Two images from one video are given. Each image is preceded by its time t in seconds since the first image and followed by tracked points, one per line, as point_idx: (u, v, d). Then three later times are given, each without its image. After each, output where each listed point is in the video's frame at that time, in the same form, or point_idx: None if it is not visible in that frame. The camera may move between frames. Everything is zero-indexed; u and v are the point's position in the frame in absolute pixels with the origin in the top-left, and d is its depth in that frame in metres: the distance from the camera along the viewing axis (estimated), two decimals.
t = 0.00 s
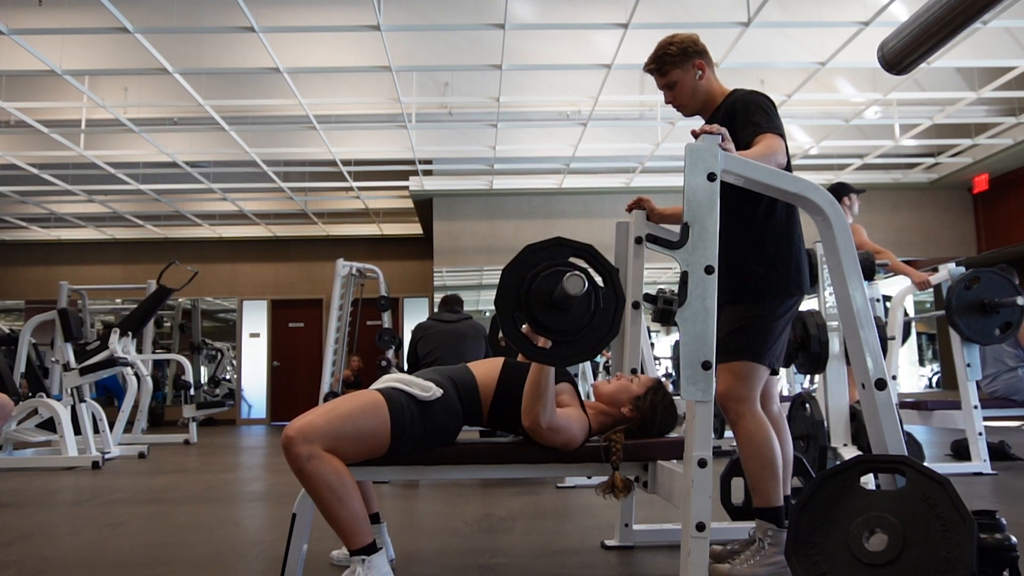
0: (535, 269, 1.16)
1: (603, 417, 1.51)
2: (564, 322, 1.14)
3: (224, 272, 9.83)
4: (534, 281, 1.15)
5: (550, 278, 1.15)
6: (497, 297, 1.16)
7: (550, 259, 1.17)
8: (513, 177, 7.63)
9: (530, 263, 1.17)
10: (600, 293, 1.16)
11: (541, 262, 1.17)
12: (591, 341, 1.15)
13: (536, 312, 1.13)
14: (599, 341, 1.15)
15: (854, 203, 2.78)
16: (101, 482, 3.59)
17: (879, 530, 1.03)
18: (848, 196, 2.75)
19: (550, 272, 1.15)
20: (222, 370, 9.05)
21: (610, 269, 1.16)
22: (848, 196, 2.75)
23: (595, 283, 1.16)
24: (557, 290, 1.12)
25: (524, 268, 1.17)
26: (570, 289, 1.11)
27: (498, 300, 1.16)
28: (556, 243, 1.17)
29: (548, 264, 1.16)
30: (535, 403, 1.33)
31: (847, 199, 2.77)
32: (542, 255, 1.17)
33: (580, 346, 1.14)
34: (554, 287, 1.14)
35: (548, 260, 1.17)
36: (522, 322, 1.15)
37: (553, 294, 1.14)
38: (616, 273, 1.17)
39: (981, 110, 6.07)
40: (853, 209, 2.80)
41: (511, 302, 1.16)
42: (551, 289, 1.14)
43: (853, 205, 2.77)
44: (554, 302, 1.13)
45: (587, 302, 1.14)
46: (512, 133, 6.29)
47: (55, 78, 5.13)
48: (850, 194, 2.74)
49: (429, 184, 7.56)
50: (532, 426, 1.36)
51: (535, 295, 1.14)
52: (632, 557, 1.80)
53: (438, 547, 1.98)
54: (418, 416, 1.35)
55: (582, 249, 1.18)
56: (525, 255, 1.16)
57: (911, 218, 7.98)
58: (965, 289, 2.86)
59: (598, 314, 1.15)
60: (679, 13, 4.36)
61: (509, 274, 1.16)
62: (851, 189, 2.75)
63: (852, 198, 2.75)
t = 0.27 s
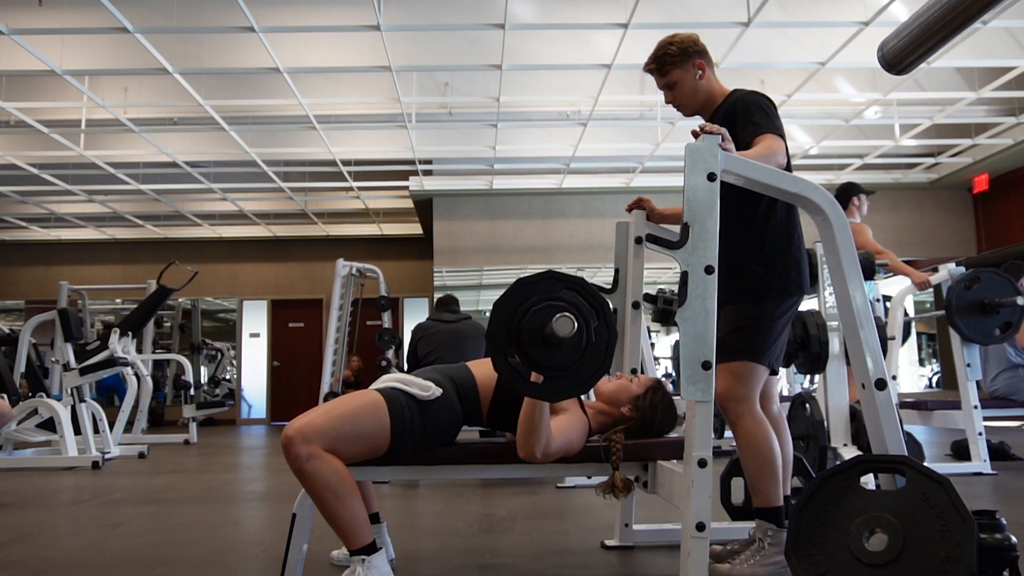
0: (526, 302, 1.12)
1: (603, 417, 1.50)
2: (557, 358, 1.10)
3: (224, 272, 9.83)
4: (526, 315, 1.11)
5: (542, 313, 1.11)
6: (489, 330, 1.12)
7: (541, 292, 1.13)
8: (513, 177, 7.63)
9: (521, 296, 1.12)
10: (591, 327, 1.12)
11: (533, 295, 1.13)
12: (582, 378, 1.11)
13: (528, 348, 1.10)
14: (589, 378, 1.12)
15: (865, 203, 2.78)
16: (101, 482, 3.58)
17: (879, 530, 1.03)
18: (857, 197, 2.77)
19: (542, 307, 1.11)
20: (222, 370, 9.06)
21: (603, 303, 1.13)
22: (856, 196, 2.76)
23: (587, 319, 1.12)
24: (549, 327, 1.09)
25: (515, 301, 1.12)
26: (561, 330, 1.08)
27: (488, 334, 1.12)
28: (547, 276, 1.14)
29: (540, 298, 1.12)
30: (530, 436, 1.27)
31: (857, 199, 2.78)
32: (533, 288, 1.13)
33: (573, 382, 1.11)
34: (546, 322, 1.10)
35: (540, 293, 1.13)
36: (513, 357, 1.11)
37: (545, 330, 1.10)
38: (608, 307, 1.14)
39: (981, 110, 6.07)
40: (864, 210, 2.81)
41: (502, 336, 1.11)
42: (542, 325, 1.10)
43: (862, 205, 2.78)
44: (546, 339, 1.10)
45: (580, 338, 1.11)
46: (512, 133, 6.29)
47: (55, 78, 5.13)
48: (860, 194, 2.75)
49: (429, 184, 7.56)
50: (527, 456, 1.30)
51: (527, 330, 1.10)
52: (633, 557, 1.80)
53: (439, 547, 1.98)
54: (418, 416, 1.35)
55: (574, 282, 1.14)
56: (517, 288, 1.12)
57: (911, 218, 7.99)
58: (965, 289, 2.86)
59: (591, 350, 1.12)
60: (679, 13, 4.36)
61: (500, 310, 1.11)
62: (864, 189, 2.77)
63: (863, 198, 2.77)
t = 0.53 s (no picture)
0: (518, 323, 1.12)
1: (603, 417, 1.50)
2: (548, 380, 1.10)
3: (224, 272, 9.84)
4: (516, 337, 1.11)
5: (531, 336, 1.10)
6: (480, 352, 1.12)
7: (531, 314, 1.12)
8: (513, 177, 7.63)
9: (511, 318, 1.12)
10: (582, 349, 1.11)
11: (524, 316, 1.12)
12: (576, 398, 1.11)
13: (519, 371, 1.10)
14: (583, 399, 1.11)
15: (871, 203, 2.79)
16: (101, 482, 3.58)
17: (879, 530, 1.03)
18: (864, 196, 2.78)
19: (531, 329, 1.11)
20: (222, 370, 9.05)
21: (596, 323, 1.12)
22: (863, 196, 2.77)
23: (579, 340, 1.11)
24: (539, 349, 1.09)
25: (506, 323, 1.12)
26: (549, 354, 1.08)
27: (481, 357, 1.12)
28: (537, 296, 1.13)
29: (530, 319, 1.11)
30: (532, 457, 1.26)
31: (863, 199, 2.78)
32: (523, 309, 1.12)
33: (566, 403, 1.11)
34: (535, 346, 1.09)
35: (530, 315, 1.12)
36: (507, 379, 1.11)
37: (535, 352, 1.10)
38: (602, 326, 1.13)
39: (981, 110, 6.07)
40: (870, 211, 2.80)
41: (493, 358, 1.11)
42: (533, 348, 1.10)
43: (869, 204, 2.79)
44: (537, 360, 1.09)
45: (570, 359, 1.10)
46: (512, 133, 6.29)
47: (55, 78, 5.13)
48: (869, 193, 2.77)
49: (429, 184, 7.56)
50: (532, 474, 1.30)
51: (518, 352, 1.10)
52: (633, 557, 1.80)
53: (439, 547, 1.98)
54: (417, 416, 1.35)
55: (565, 301, 1.13)
56: (506, 310, 1.11)
57: (911, 218, 7.98)
58: (965, 289, 2.86)
59: (582, 371, 1.11)
60: (679, 13, 4.36)
61: (490, 332, 1.11)
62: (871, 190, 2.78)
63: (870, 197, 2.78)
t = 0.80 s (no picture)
0: (511, 304, 1.13)
1: (603, 417, 1.50)
2: (545, 356, 1.11)
3: (224, 272, 9.83)
4: (511, 317, 1.12)
5: (525, 314, 1.11)
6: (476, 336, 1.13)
7: (523, 293, 1.13)
8: (513, 177, 7.63)
9: (504, 298, 1.13)
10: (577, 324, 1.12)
11: (517, 297, 1.13)
12: (574, 372, 1.12)
13: (515, 350, 1.11)
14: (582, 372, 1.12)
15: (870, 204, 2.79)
16: (101, 482, 3.58)
17: (878, 530, 1.03)
18: (864, 198, 2.78)
19: (525, 307, 1.12)
20: (222, 370, 9.06)
21: (589, 298, 1.14)
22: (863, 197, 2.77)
23: (573, 315, 1.12)
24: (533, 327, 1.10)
25: (499, 305, 1.13)
26: (544, 330, 1.09)
27: (476, 340, 1.13)
28: (528, 275, 1.14)
29: (524, 299, 1.13)
30: (538, 436, 1.27)
31: (863, 200, 2.79)
32: (516, 290, 1.14)
33: (565, 378, 1.12)
34: (530, 323, 1.10)
35: (523, 294, 1.13)
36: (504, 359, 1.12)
37: (530, 330, 1.11)
38: (596, 301, 1.14)
39: (981, 110, 6.07)
40: (869, 211, 2.80)
41: (489, 340, 1.12)
42: (527, 326, 1.11)
43: (868, 205, 2.79)
44: (533, 338, 1.10)
45: (566, 334, 1.11)
46: (512, 133, 6.29)
47: (55, 78, 5.13)
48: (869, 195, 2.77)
49: (429, 184, 7.56)
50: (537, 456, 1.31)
51: (513, 332, 1.11)
52: (633, 557, 1.80)
53: (439, 547, 1.98)
54: (418, 416, 1.35)
55: (555, 278, 1.14)
56: (498, 291, 1.13)
57: (911, 218, 7.98)
58: (965, 289, 2.86)
59: (579, 345, 1.12)
60: (678, 13, 4.36)
61: (484, 314, 1.12)
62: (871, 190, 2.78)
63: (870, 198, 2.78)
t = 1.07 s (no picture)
0: (508, 294, 1.13)
1: (602, 417, 1.51)
2: (543, 346, 1.11)
3: (224, 271, 9.83)
4: (508, 307, 1.11)
5: (523, 303, 1.11)
6: (473, 327, 1.13)
7: (522, 282, 1.13)
8: (513, 177, 7.63)
9: (503, 287, 1.13)
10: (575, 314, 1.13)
11: (514, 286, 1.13)
12: (573, 361, 1.12)
13: (513, 338, 1.11)
14: (580, 361, 1.12)
15: (864, 205, 2.80)
16: (102, 482, 3.58)
17: (879, 530, 1.02)
18: (857, 197, 2.78)
19: (522, 297, 1.11)
20: (222, 370, 9.06)
21: (585, 287, 1.14)
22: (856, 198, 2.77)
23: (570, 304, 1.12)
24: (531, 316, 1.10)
25: (495, 295, 1.13)
26: (542, 319, 1.09)
27: (474, 329, 1.13)
28: (524, 265, 1.14)
29: (521, 288, 1.12)
30: (530, 424, 1.29)
31: (858, 201, 2.79)
32: (513, 279, 1.13)
33: (562, 368, 1.12)
34: (528, 311, 1.10)
35: (519, 283, 1.13)
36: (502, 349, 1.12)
37: (528, 319, 1.10)
38: (592, 291, 1.15)
39: (981, 110, 6.07)
40: (865, 212, 2.81)
41: (487, 331, 1.12)
42: (525, 315, 1.11)
43: (862, 206, 2.79)
44: (531, 327, 1.10)
45: (564, 324, 1.11)
46: (512, 133, 6.29)
47: (55, 78, 5.13)
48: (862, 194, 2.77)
49: (429, 184, 7.56)
50: (530, 446, 1.32)
51: (511, 321, 1.11)
52: (633, 557, 1.80)
53: (439, 547, 1.98)
54: (418, 416, 1.35)
55: (552, 268, 1.15)
56: (497, 279, 1.13)
57: (911, 218, 7.99)
58: (965, 289, 2.86)
59: (577, 335, 1.12)
60: (678, 13, 4.36)
61: (482, 302, 1.12)
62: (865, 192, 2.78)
63: (863, 198, 2.79)
